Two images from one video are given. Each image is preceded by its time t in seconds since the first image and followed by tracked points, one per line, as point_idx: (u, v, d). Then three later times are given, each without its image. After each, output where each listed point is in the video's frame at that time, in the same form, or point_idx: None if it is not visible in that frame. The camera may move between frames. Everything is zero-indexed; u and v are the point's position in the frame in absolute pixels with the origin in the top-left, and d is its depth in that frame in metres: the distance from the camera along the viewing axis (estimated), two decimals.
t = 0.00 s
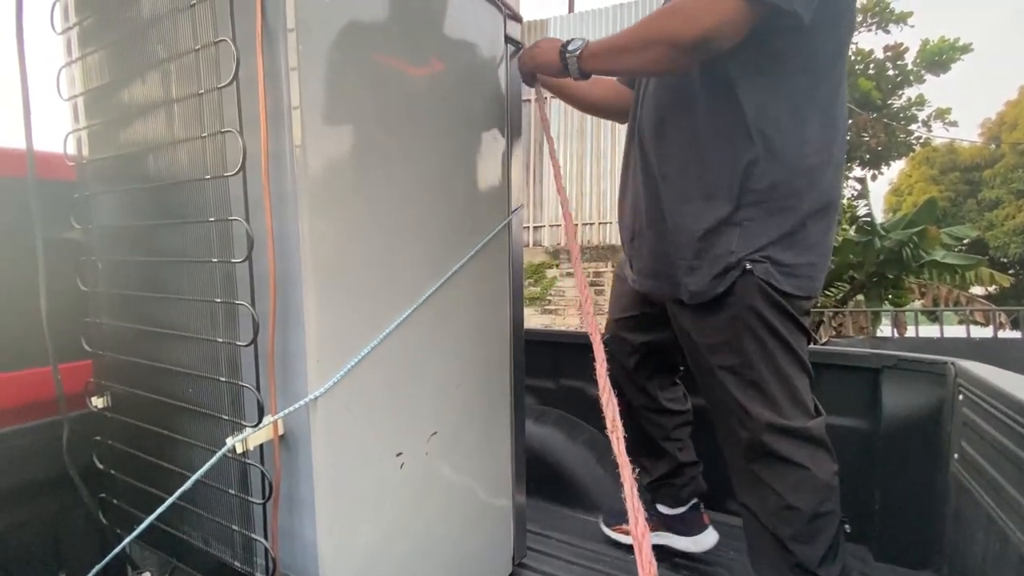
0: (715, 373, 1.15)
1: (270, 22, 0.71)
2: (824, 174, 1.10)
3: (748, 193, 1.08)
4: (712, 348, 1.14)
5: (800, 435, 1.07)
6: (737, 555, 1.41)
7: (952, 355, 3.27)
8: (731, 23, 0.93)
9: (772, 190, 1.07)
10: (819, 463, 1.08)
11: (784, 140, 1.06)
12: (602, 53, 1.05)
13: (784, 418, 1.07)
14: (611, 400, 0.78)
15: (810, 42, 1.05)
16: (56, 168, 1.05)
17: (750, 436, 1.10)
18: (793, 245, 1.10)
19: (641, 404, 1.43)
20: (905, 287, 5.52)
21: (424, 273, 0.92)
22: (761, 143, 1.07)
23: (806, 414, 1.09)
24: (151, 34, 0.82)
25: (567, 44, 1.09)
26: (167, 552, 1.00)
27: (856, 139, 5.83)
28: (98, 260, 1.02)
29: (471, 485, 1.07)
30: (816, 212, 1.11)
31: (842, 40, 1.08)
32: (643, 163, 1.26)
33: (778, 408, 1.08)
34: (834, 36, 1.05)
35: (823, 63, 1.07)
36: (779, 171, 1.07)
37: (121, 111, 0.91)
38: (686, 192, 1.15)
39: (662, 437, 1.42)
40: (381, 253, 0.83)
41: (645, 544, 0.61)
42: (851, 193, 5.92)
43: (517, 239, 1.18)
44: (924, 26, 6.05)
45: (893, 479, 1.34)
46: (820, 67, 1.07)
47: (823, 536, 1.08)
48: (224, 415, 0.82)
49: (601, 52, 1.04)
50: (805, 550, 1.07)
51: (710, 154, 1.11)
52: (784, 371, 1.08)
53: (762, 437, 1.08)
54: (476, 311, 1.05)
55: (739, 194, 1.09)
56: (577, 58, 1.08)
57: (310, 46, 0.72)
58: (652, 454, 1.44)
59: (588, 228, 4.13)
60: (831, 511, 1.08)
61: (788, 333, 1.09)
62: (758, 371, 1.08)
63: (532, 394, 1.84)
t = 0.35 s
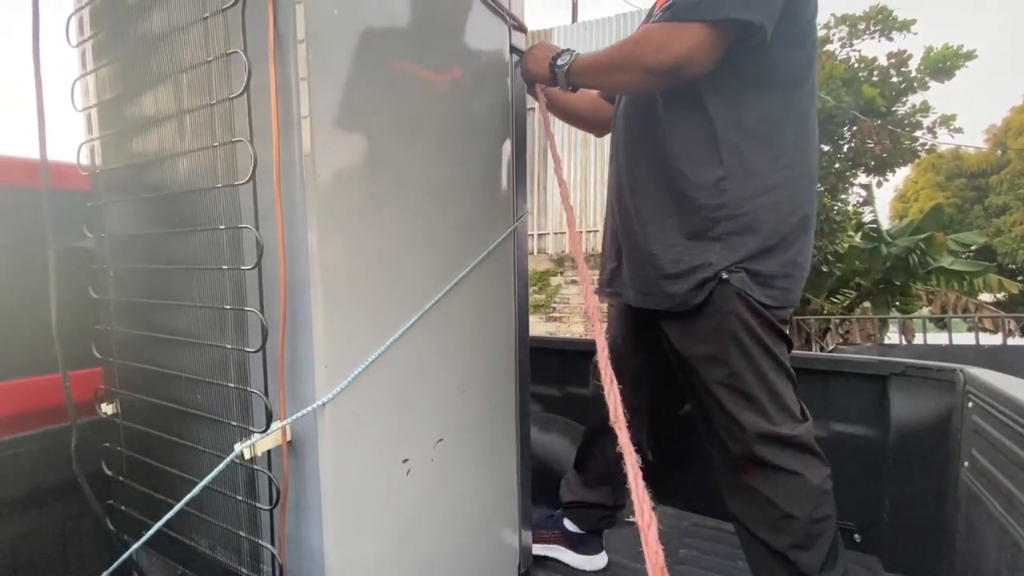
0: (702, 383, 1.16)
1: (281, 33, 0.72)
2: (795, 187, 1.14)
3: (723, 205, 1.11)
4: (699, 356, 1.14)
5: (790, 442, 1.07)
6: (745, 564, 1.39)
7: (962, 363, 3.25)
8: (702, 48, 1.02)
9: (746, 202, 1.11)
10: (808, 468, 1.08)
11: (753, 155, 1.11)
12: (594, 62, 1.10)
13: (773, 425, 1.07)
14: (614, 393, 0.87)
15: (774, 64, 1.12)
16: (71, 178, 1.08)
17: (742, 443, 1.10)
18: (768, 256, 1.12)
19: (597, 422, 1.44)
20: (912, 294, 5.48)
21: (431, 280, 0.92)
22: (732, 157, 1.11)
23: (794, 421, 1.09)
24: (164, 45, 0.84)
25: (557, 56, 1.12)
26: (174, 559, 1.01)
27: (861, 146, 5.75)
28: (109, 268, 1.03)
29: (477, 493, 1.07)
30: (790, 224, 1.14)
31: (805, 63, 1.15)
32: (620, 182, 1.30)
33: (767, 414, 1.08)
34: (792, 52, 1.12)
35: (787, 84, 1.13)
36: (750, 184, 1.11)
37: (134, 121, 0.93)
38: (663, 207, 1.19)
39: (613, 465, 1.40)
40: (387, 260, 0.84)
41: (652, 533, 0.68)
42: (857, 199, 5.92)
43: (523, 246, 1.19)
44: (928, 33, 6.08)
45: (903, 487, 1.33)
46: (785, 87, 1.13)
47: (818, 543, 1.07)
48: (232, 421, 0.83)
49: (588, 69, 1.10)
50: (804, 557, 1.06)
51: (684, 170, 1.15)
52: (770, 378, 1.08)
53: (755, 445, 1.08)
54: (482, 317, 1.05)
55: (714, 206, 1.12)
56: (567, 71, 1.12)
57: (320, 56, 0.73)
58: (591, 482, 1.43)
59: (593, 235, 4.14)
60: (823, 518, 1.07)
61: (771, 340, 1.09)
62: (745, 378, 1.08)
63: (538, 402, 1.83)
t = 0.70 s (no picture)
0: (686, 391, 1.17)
1: (294, 44, 0.73)
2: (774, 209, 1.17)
3: (711, 224, 1.12)
4: (681, 365, 1.16)
5: (781, 439, 1.07)
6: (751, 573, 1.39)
7: (968, 371, 3.23)
8: (702, 66, 1.04)
9: (733, 222, 1.12)
10: (802, 464, 1.07)
11: (739, 176, 1.12)
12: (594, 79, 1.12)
13: (761, 424, 1.07)
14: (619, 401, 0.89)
15: (762, 87, 1.13)
16: (85, 187, 1.11)
17: (730, 445, 1.11)
18: (753, 274, 1.14)
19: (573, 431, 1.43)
20: (917, 302, 5.46)
21: (438, 288, 0.93)
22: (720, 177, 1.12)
23: (781, 418, 1.08)
24: (178, 56, 0.85)
25: (557, 61, 1.13)
26: (180, 566, 1.01)
27: (864, 153, 5.75)
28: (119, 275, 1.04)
29: (483, 500, 1.07)
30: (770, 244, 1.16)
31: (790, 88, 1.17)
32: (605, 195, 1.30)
33: (753, 415, 1.08)
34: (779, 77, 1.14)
35: (774, 107, 1.15)
36: (737, 205, 1.12)
37: (145, 131, 0.94)
38: (649, 223, 1.19)
39: (593, 466, 1.39)
40: (395, 267, 0.85)
41: (654, 538, 0.70)
42: (861, 207, 5.92)
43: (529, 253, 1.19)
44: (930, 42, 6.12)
45: (911, 496, 1.33)
46: (772, 109, 1.15)
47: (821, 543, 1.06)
48: (241, 427, 0.83)
49: (587, 77, 1.13)
50: (807, 555, 1.06)
51: (673, 187, 1.15)
52: (753, 379, 1.08)
53: (745, 446, 1.08)
54: (488, 324, 1.06)
55: (703, 225, 1.12)
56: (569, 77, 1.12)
57: (331, 68, 0.74)
58: (576, 488, 1.42)
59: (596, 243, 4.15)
60: (823, 514, 1.07)
61: (751, 343, 1.09)
62: (724, 383, 1.10)
63: (543, 410, 1.84)
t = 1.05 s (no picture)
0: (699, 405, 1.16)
1: (302, 60, 0.74)
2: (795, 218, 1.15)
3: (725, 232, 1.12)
4: (695, 379, 1.15)
5: (795, 457, 1.06)
6: None
7: (973, 383, 3.21)
8: (710, 65, 1.04)
9: (748, 229, 1.11)
10: (817, 484, 1.06)
11: (752, 187, 1.12)
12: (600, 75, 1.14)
13: (777, 443, 1.07)
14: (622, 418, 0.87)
15: (777, 97, 1.14)
16: (94, 199, 1.14)
17: (743, 462, 1.10)
18: (770, 284, 1.13)
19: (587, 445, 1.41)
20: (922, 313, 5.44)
21: (441, 300, 0.93)
22: (733, 185, 1.12)
23: (797, 437, 1.08)
24: (187, 72, 0.87)
25: (564, 68, 1.13)
26: None
27: (866, 165, 5.76)
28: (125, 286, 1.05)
29: (485, 514, 1.06)
30: (790, 254, 1.14)
31: (809, 99, 1.17)
32: (619, 207, 1.32)
33: (769, 432, 1.07)
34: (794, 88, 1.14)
35: (791, 117, 1.15)
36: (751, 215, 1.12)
37: (153, 144, 0.95)
38: (663, 233, 1.21)
39: (606, 483, 1.37)
40: (399, 279, 0.85)
41: (658, 555, 0.69)
42: (864, 218, 5.92)
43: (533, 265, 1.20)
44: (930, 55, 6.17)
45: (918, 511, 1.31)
46: (788, 118, 1.14)
47: (832, 561, 1.05)
48: (244, 439, 0.83)
49: (594, 81, 1.14)
50: None
51: (686, 196, 1.17)
52: (769, 396, 1.07)
53: (757, 463, 1.07)
54: (491, 337, 1.06)
55: (715, 234, 1.13)
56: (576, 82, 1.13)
57: (337, 84, 0.75)
58: (585, 502, 1.40)
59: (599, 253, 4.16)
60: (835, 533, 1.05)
61: (769, 357, 1.09)
62: (741, 399, 1.09)
63: (545, 422, 1.83)
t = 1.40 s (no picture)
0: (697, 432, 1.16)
1: (316, 93, 0.78)
2: (779, 239, 1.17)
3: (711, 256, 1.14)
4: (691, 407, 1.16)
5: (792, 486, 1.06)
6: None
7: (977, 410, 3.19)
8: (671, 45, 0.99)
9: (736, 253, 1.13)
10: (817, 515, 1.06)
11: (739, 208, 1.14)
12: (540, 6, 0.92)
13: (774, 471, 1.06)
14: (624, 441, 0.91)
15: (758, 118, 1.15)
16: (108, 222, 1.16)
17: (741, 490, 1.09)
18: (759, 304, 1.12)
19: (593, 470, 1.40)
20: (924, 339, 5.43)
21: (444, 322, 0.95)
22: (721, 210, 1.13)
23: (790, 466, 1.07)
24: (204, 102, 0.90)
25: None
26: None
27: (863, 192, 5.84)
28: (133, 307, 1.07)
29: (486, 538, 1.05)
30: (777, 274, 1.15)
31: (789, 117, 1.18)
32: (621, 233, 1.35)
33: (763, 460, 1.07)
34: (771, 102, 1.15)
35: (772, 137, 1.16)
36: (738, 236, 1.13)
37: (168, 170, 0.98)
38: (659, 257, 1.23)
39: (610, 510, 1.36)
40: (404, 303, 0.87)
41: None
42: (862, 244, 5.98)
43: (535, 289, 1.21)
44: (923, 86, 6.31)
45: (922, 539, 1.30)
46: (767, 139, 1.16)
47: None
48: (249, 459, 0.84)
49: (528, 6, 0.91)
50: None
51: (675, 221, 1.19)
52: (761, 424, 1.08)
53: (755, 492, 1.07)
54: (494, 360, 1.07)
55: (704, 258, 1.14)
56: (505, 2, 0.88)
57: (350, 115, 0.79)
58: (589, 527, 1.40)
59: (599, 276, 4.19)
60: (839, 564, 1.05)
61: (762, 386, 1.09)
62: (734, 427, 1.09)
63: (545, 445, 1.82)
